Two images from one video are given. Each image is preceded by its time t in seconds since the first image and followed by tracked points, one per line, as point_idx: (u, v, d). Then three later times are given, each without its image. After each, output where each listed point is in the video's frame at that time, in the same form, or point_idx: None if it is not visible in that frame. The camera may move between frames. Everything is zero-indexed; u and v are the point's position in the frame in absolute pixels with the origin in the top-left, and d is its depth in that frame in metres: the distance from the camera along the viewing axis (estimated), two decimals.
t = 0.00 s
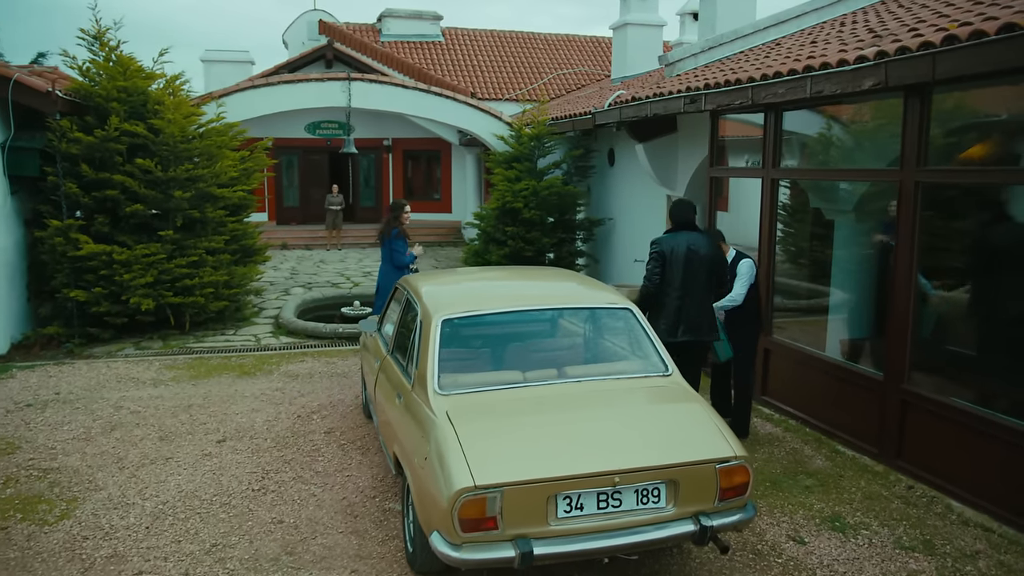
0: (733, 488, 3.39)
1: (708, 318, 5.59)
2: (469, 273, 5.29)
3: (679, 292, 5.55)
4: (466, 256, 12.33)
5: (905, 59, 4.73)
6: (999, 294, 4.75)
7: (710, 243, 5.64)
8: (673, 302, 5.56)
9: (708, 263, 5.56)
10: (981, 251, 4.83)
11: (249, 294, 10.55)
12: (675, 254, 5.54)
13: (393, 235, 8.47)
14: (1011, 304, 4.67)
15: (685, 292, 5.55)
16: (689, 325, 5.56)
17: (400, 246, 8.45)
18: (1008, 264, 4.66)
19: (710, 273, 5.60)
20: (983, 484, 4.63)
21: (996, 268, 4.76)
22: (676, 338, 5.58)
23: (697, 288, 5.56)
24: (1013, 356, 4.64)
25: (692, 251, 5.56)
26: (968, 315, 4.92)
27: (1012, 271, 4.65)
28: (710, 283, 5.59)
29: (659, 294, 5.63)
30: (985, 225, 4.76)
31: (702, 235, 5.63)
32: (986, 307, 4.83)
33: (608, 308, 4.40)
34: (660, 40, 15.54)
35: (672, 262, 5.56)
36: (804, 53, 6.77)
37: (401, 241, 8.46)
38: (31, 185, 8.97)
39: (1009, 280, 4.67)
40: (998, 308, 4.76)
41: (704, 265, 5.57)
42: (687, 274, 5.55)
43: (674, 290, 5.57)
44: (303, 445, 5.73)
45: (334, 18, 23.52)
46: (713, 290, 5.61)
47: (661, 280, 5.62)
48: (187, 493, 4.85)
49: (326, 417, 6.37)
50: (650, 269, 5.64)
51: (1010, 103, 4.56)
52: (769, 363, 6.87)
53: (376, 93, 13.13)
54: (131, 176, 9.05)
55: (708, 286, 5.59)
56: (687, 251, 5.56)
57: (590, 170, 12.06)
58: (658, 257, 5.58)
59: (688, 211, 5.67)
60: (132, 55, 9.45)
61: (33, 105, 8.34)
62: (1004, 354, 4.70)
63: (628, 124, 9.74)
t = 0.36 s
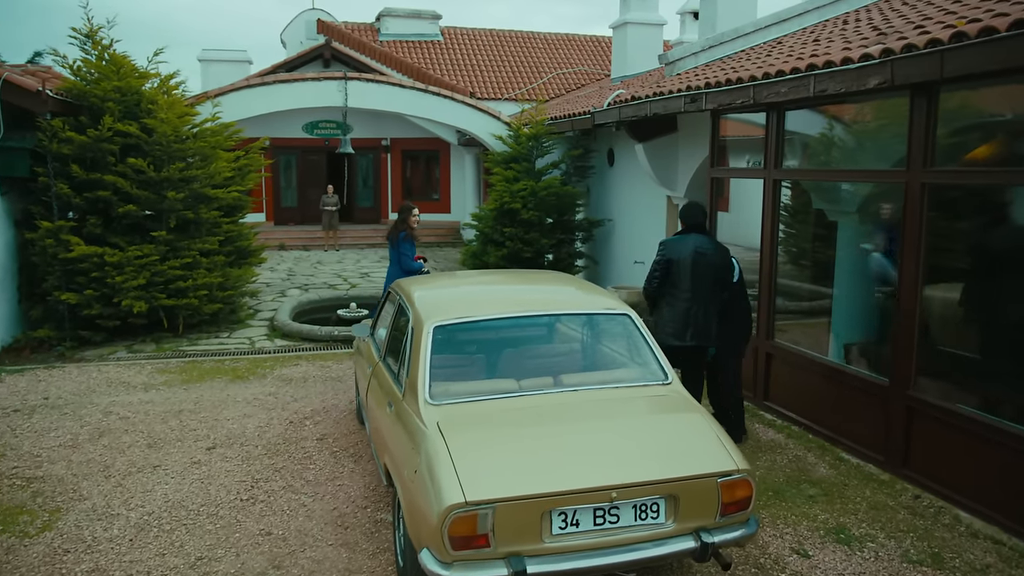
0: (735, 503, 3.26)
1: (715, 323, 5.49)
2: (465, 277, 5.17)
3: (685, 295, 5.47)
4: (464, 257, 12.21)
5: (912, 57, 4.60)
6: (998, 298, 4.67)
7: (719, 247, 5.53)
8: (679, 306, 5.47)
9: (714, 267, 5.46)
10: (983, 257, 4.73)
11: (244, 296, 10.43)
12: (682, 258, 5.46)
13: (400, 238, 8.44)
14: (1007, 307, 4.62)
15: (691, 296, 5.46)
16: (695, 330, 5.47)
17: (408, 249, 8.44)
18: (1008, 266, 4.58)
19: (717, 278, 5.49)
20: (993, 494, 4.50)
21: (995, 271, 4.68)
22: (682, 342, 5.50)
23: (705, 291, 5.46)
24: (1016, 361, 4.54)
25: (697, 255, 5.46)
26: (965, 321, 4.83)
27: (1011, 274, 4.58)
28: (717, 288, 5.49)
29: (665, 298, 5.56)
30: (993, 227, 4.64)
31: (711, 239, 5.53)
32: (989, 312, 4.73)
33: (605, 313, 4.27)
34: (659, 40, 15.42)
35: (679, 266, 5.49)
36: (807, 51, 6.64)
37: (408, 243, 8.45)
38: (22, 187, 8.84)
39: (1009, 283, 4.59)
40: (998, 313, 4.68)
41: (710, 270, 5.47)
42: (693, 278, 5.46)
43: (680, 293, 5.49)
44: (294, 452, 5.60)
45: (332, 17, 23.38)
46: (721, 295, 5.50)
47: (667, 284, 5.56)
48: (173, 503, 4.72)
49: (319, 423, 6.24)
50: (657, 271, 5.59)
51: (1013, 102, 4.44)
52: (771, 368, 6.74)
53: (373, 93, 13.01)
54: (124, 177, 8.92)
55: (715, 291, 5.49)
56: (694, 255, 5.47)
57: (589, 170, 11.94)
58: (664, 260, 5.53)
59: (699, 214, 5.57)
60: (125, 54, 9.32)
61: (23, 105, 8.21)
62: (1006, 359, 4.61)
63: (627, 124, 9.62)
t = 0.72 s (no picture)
0: (741, 517, 3.11)
1: (715, 325, 5.37)
2: (462, 279, 5.02)
3: (683, 296, 5.37)
4: (464, 258, 12.07)
5: (922, 52, 4.44)
6: (1004, 300, 4.53)
7: (721, 249, 5.42)
8: (679, 309, 5.37)
9: (715, 268, 5.34)
10: (990, 258, 4.57)
11: (241, 298, 10.29)
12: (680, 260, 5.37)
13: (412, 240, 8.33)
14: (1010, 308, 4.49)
15: (690, 297, 5.36)
16: (695, 333, 5.36)
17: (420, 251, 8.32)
18: (1011, 269, 4.45)
19: (718, 280, 5.37)
20: (1006, 504, 4.34)
21: (1003, 272, 4.52)
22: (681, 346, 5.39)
23: (703, 293, 5.35)
24: None
25: (698, 256, 5.36)
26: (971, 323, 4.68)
27: (1017, 275, 4.44)
28: (718, 290, 5.37)
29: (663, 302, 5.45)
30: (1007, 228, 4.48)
31: (711, 241, 5.43)
32: (997, 315, 4.57)
33: (605, 316, 4.13)
34: (662, 37, 15.26)
35: (677, 268, 5.39)
36: (813, 48, 6.49)
37: (419, 245, 8.34)
38: (14, 187, 8.71)
39: (1015, 285, 4.45)
40: (1003, 315, 4.54)
41: (711, 271, 5.35)
42: (692, 280, 5.36)
43: (678, 296, 5.39)
44: (287, 459, 5.46)
45: (332, 16, 23.25)
46: (721, 297, 5.38)
47: (665, 287, 5.47)
48: (160, 512, 4.58)
49: (313, 428, 6.10)
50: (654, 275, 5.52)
51: None
52: (777, 372, 6.58)
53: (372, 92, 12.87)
54: (117, 176, 8.78)
55: (716, 293, 5.37)
56: (692, 256, 5.37)
57: (590, 170, 11.78)
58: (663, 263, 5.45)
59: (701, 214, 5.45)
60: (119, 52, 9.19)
61: (15, 104, 8.08)
62: (1013, 363, 4.46)
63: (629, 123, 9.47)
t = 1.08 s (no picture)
0: (747, 532, 2.96)
1: (706, 327, 5.26)
2: (458, 281, 4.88)
3: (672, 300, 5.22)
4: (464, 259, 11.94)
5: (933, 46, 4.31)
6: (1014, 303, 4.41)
7: (706, 249, 5.31)
8: (668, 313, 5.22)
9: (704, 269, 5.23)
10: (998, 260, 4.46)
11: (236, 299, 10.15)
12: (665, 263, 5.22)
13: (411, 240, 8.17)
14: (1005, 311, 4.45)
15: (679, 300, 5.22)
16: (685, 337, 5.23)
17: (420, 251, 8.18)
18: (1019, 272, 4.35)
19: (706, 280, 5.27)
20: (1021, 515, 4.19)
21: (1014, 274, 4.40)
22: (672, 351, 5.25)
23: (693, 296, 5.23)
24: None
25: (685, 258, 5.22)
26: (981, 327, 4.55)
27: None
28: (707, 291, 5.26)
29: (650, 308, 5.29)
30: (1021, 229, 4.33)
31: (697, 241, 5.30)
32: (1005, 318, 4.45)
33: (604, 320, 3.98)
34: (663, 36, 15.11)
35: (663, 272, 5.23)
36: (817, 44, 6.34)
37: (419, 245, 8.19)
38: (5, 188, 8.57)
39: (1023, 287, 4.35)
40: (1012, 319, 4.42)
41: (700, 273, 5.24)
42: (680, 282, 5.23)
43: (666, 300, 5.24)
44: (279, 466, 5.32)
45: (332, 15, 23.14)
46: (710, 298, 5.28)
47: (653, 292, 5.29)
48: (146, 522, 4.44)
49: (307, 434, 5.96)
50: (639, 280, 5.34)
51: None
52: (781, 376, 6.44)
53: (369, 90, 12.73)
54: (110, 176, 8.65)
55: (704, 294, 5.26)
56: (678, 258, 5.23)
57: (591, 169, 11.65)
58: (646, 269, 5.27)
59: (688, 215, 5.30)
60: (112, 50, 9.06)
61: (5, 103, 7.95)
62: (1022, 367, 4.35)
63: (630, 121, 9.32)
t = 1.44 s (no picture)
0: (755, 551, 2.82)
1: (685, 318, 5.41)
2: (454, 283, 4.75)
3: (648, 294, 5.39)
4: (464, 259, 11.80)
5: (946, 41, 4.15)
6: None
7: (677, 241, 5.46)
8: (647, 308, 5.38)
9: (675, 261, 5.37)
10: (1010, 262, 4.31)
11: (234, 301, 10.03)
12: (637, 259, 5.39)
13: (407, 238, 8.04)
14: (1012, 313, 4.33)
15: (654, 295, 5.38)
16: (668, 329, 5.39)
17: (414, 249, 8.04)
18: None
19: (681, 272, 5.42)
20: None
21: None
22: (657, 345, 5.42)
23: (668, 288, 5.38)
24: None
25: (655, 253, 5.39)
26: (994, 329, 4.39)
27: None
28: (681, 282, 5.41)
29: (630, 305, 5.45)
30: None
31: (666, 235, 5.45)
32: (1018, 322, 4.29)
33: (605, 325, 3.84)
34: (666, 34, 14.96)
35: (637, 269, 5.40)
36: (824, 41, 6.19)
37: (415, 244, 8.04)
38: None
39: None
40: None
41: (673, 265, 5.39)
42: (654, 275, 5.38)
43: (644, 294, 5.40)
44: (272, 473, 5.18)
45: (332, 14, 23.00)
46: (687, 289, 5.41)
47: (629, 290, 5.47)
48: (132, 533, 4.30)
49: (301, 440, 5.82)
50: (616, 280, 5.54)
51: None
52: (787, 380, 6.29)
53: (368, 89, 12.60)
54: (105, 176, 8.52)
55: (679, 285, 5.40)
56: (649, 253, 5.40)
57: (593, 169, 11.50)
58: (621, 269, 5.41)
59: (654, 212, 5.47)
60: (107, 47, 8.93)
61: None
62: None
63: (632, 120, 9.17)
